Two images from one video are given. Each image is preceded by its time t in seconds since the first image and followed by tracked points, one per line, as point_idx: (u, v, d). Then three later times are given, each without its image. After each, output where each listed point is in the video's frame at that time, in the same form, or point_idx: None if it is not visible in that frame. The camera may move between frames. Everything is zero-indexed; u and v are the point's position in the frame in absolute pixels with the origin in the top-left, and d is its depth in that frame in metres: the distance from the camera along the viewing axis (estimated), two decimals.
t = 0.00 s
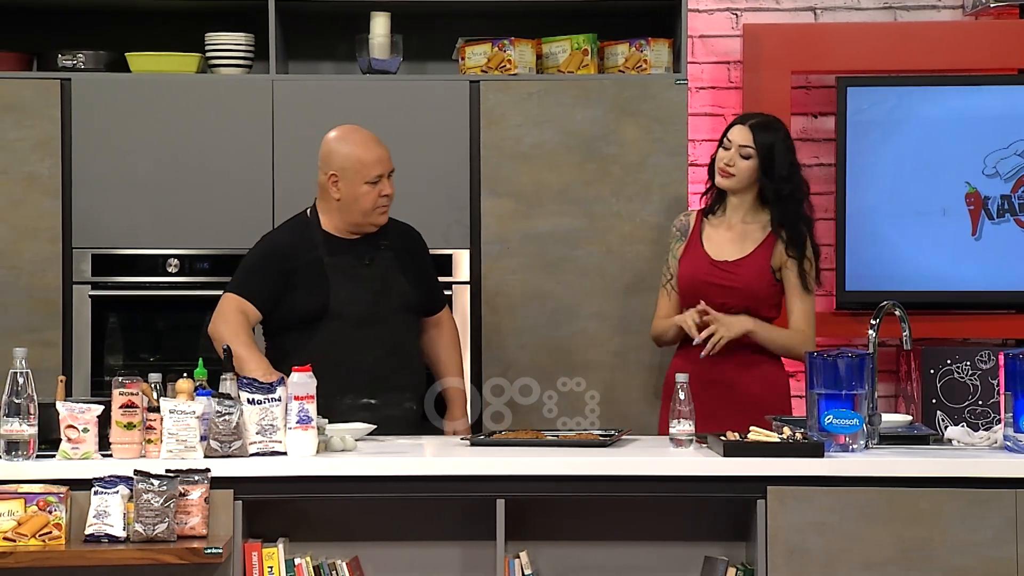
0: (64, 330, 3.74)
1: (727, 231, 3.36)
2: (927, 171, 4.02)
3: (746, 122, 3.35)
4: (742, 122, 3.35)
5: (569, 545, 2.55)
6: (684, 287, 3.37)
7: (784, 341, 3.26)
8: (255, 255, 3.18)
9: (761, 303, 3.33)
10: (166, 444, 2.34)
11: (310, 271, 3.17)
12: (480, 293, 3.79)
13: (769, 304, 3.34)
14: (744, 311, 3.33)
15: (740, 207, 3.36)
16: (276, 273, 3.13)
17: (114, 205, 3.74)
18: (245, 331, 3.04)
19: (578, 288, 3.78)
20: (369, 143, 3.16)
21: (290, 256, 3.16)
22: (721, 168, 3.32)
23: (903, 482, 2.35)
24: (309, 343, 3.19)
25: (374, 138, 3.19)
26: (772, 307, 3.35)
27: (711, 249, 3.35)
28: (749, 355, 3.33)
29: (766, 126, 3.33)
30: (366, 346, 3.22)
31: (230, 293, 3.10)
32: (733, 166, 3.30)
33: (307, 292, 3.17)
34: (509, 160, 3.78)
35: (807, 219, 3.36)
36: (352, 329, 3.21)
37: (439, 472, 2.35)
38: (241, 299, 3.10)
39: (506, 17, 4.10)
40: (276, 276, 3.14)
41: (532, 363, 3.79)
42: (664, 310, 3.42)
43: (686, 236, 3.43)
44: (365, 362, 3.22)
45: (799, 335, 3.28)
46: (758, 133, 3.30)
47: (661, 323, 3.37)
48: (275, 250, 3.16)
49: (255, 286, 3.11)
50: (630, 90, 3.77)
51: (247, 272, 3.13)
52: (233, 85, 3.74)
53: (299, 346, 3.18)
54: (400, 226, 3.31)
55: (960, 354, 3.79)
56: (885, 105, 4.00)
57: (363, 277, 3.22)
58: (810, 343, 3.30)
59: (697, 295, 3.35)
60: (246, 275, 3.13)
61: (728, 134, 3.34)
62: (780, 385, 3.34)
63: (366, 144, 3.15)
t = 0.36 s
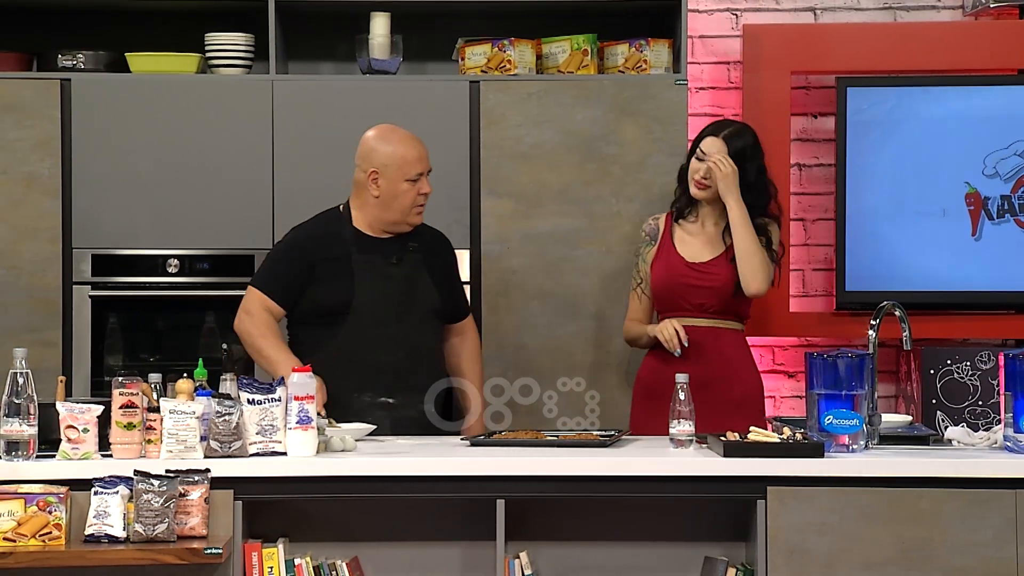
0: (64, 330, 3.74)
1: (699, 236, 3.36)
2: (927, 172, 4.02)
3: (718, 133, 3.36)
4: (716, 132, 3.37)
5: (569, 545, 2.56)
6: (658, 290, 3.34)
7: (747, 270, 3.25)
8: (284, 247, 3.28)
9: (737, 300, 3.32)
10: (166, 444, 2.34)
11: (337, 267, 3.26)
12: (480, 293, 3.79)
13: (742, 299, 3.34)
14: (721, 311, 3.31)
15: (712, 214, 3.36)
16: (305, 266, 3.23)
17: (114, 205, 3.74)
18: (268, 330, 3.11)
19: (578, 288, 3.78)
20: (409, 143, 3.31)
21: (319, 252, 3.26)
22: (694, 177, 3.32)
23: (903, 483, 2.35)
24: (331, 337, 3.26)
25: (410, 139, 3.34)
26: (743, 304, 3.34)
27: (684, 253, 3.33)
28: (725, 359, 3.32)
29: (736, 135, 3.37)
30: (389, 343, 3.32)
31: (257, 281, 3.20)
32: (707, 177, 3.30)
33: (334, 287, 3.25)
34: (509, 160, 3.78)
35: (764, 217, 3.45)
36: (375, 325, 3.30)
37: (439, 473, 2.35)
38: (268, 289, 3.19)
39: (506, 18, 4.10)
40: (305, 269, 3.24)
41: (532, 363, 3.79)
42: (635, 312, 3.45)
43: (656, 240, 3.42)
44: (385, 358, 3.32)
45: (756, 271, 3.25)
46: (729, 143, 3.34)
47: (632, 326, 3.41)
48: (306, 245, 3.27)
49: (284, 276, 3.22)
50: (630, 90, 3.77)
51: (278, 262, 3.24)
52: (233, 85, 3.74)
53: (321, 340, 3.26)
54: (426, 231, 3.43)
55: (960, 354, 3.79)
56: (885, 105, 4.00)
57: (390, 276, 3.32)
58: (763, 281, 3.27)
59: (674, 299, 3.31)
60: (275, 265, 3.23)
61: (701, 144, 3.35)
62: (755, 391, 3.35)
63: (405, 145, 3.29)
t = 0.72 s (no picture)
0: (64, 331, 3.74)
1: (680, 240, 3.37)
2: (927, 172, 4.02)
3: (701, 137, 3.36)
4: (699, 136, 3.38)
5: (569, 546, 2.56)
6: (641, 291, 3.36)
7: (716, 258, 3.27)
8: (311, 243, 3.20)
9: (720, 301, 3.34)
10: (166, 445, 2.33)
11: (363, 264, 3.19)
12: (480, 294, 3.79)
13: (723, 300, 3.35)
14: (703, 312, 3.33)
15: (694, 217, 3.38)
16: (331, 263, 3.16)
17: (114, 206, 3.74)
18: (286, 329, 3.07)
19: (577, 289, 3.78)
20: (435, 142, 3.13)
21: (345, 248, 3.18)
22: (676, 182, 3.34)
23: (903, 484, 2.35)
24: (356, 333, 3.20)
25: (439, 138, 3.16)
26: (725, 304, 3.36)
27: (666, 255, 3.34)
28: (716, 359, 3.34)
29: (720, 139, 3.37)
30: (414, 339, 3.23)
31: (283, 277, 3.12)
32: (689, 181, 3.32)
33: (359, 284, 3.18)
34: (509, 161, 3.78)
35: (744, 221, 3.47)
36: (400, 323, 3.22)
37: (439, 473, 2.35)
38: (293, 285, 3.12)
39: (506, 19, 4.10)
40: (331, 265, 3.17)
41: (532, 364, 3.79)
42: (612, 314, 3.45)
43: (638, 243, 3.42)
44: (410, 354, 3.23)
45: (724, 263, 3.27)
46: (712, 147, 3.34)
47: (611, 329, 3.41)
48: (332, 240, 3.18)
49: (310, 271, 3.14)
50: (630, 91, 3.77)
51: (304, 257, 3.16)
52: (233, 86, 3.74)
53: (346, 336, 3.19)
54: (455, 230, 3.32)
55: (960, 355, 3.79)
56: (886, 106, 4.00)
57: (416, 274, 3.22)
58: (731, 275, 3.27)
59: (657, 300, 3.33)
60: (300, 260, 3.15)
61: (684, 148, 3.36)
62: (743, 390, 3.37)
63: (428, 144, 3.11)
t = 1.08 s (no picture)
0: (64, 331, 3.74)
1: (671, 239, 3.39)
2: (927, 173, 4.03)
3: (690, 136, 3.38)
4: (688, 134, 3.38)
5: (569, 546, 2.56)
6: (632, 292, 3.38)
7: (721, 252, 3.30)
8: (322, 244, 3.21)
9: (712, 301, 3.35)
10: (166, 445, 2.33)
11: (370, 266, 3.19)
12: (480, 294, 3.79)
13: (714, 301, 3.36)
14: (694, 312, 3.34)
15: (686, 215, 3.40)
16: (338, 265, 3.16)
17: (113, 206, 3.74)
18: (300, 330, 3.04)
19: (578, 289, 3.78)
20: (432, 159, 3.00)
21: (352, 250, 3.18)
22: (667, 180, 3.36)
23: (902, 484, 2.35)
24: (361, 334, 3.21)
25: (443, 150, 3.01)
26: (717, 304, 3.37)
27: (660, 255, 3.36)
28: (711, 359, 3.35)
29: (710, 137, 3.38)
30: (419, 342, 3.23)
31: (292, 277, 3.14)
32: (681, 179, 3.34)
33: (366, 286, 3.18)
34: (509, 161, 3.78)
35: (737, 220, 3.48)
36: (406, 325, 3.22)
37: (439, 474, 2.34)
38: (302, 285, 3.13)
39: (506, 18, 4.10)
40: (338, 266, 3.17)
41: (533, 364, 3.79)
42: (608, 316, 3.46)
43: (630, 242, 3.44)
44: (414, 357, 3.23)
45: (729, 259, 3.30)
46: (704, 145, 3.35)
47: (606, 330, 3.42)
48: (340, 242, 3.19)
49: (318, 273, 3.14)
50: (630, 91, 3.77)
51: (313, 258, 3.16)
52: (233, 86, 3.74)
53: (351, 337, 3.21)
54: (466, 233, 3.30)
55: (960, 355, 3.79)
56: (885, 106, 4.00)
57: (423, 277, 3.22)
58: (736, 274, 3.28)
59: (648, 299, 3.34)
60: (309, 261, 3.16)
61: (673, 146, 3.38)
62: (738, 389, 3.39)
63: (423, 159, 3.00)
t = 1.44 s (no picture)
0: (63, 332, 3.74)
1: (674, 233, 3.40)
2: (926, 173, 4.02)
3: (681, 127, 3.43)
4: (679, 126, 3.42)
5: (569, 546, 2.56)
6: (630, 295, 3.38)
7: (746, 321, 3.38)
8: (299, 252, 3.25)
9: (711, 305, 3.36)
10: (166, 446, 2.33)
11: (348, 271, 3.21)
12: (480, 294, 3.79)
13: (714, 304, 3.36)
14: (694, 314, 3.34)
15: (687, 206, 3.42)
16: (315, 271, 3.19)
17: (113, 207, 3.74)
18: (279, 338, 3.11)
19: (578, 289, 3.79)
20: (405, 157, 3.05)
21: (329, 256, 3.21)
22: (668, 170, 3.38)
23: (902, 484, 2.35)
24: (343, 339, 3.24)
25: (415, 148, 3.07)
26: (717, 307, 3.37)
27: (655, 257, 3.37)
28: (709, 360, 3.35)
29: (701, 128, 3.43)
30: (402, 345, 3.26)
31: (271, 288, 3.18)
32: (683, 166, 3.36)
33: (345, 291, 3.22)
34: (509, 161, 3.78)
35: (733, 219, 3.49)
36: (386, 329, 3.25)
37: (439, 474, 2.34)
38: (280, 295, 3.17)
39: (506, 19, 4.10)
40: (315, 273, 3.20)
41: (533, 364, 3.79)
42: (602, 317, 3.45)
43: (625, 245, 3.43)
44: (399, 360, 3.26)
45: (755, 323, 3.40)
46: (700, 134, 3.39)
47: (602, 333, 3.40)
48: (316, 249, 3.21)
49: (294, 281, 3.18)
50: (630, 91, 3.77)
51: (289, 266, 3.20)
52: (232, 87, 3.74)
53: (335, 343, 3.25)
54: (443, 232, 3.31)
55: (959, 356, 3.79)
56: (885, 107, 4.00)
57: (401, 281, 3.24)
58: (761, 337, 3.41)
59: (646, 302, 3.35)
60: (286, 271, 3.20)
61: (668, 137, 3.41)
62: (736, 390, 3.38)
63: (396, 158, 3.05)
